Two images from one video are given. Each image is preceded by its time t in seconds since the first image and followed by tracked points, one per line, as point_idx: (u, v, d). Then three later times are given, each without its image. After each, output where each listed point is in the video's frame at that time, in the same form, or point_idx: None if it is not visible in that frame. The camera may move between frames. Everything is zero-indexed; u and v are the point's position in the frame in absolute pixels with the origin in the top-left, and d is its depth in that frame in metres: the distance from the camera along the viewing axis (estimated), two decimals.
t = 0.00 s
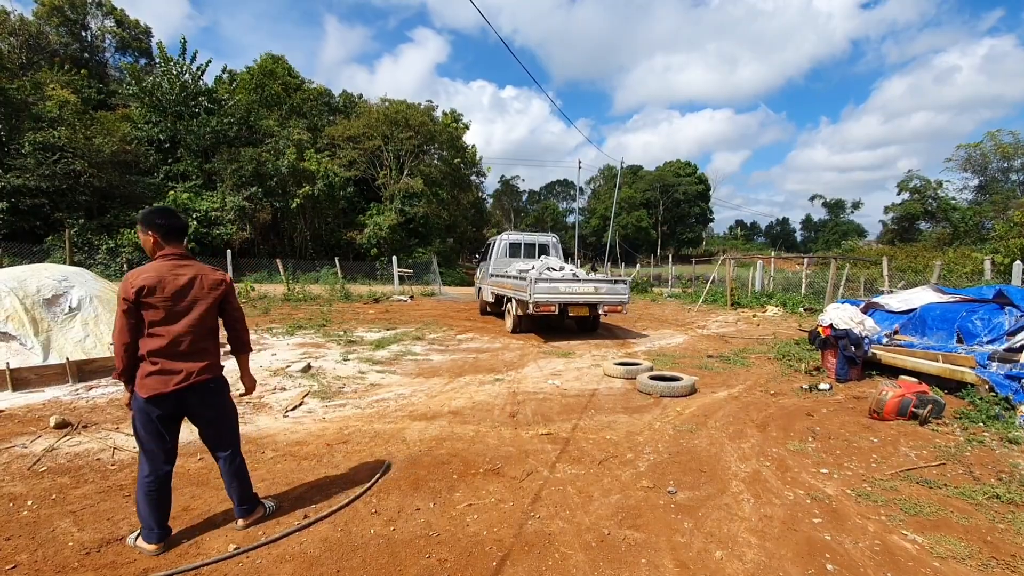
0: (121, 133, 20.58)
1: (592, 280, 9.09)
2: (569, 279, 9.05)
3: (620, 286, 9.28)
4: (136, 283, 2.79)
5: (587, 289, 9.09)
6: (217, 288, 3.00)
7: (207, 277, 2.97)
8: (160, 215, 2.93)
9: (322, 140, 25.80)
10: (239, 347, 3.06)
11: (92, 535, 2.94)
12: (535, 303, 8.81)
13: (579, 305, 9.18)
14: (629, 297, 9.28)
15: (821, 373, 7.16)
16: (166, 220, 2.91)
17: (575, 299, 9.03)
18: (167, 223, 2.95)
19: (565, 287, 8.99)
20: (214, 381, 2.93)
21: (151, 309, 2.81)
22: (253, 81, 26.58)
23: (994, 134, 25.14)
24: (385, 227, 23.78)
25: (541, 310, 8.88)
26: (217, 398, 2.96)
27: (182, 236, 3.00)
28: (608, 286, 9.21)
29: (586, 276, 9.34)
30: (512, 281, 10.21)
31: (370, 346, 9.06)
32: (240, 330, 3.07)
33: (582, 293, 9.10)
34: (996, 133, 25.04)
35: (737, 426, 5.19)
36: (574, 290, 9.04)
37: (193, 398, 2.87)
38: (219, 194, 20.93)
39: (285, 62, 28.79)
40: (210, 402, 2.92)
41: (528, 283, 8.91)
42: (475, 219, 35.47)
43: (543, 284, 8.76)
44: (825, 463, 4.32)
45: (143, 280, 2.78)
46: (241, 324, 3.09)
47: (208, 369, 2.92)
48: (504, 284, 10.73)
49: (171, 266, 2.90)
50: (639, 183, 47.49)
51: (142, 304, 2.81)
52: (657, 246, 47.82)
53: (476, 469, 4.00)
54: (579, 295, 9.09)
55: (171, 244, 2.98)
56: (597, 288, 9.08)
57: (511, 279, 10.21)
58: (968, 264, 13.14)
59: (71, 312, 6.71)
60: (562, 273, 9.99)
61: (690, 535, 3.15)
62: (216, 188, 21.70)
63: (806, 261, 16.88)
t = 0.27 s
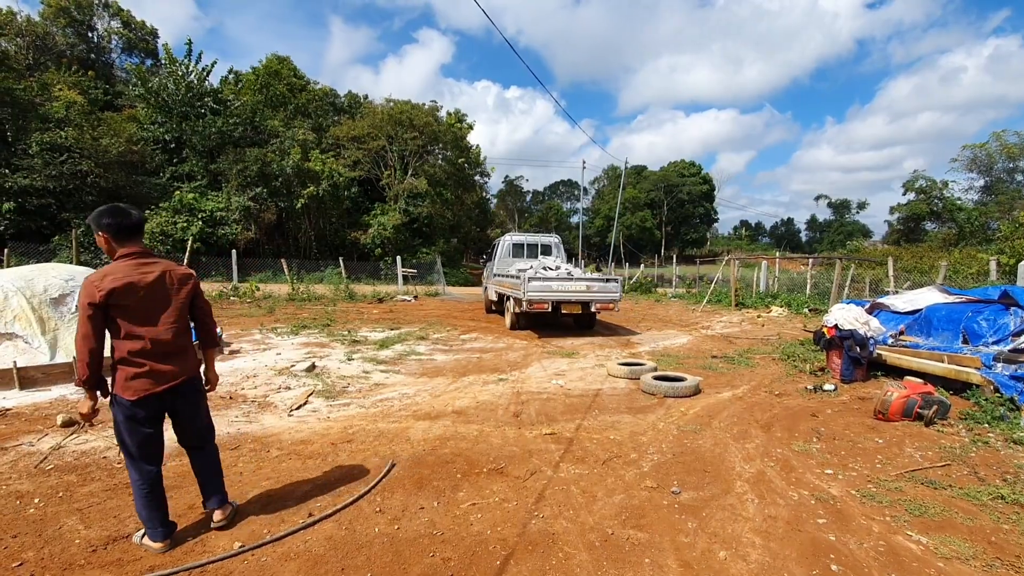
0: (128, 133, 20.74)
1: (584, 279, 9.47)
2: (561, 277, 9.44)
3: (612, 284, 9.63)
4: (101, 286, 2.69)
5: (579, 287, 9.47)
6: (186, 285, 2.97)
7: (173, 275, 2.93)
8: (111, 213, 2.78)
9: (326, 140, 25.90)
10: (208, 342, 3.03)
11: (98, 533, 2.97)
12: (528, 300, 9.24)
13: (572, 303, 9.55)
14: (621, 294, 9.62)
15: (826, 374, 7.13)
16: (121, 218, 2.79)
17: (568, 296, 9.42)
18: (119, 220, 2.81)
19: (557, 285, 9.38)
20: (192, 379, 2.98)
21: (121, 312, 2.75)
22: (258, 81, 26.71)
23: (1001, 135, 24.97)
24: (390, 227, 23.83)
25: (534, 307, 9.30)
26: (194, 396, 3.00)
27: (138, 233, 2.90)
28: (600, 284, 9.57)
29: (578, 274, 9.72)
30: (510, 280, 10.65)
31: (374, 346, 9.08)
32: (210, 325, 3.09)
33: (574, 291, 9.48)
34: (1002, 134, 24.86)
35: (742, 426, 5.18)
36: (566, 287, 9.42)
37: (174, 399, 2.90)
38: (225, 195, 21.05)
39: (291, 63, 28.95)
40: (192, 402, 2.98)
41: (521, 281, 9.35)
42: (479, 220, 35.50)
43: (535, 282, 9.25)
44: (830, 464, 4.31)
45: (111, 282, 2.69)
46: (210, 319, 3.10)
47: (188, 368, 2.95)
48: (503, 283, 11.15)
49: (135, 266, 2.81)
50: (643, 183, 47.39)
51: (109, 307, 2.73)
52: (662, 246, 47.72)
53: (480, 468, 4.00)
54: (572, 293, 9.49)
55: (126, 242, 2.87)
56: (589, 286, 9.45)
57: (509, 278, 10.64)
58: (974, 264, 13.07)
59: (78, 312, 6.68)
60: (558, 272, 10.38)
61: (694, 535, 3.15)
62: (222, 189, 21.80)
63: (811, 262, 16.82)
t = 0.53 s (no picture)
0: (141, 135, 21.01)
1: (581, 278, 10.12)
2: (560, 277, 10.12)
3: (609, 283, 10.21)
4: (105, 285, 2.68)
5: (576, 286, 10.13)
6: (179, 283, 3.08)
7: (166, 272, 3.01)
8: (101, 213, 2.81)
9: (336, 141, 26.06)
10: (197, 338, 3.22)
11: (111, 529, 3.01)
12: (528, 298, 9.99)
13: (570, 301, 10.22)
14: (617, 292, 10.19)
15: (837, 375, 7.06)
16: (111, 218, 2.82)
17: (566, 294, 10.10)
18: (108, 220, 2.84)
19: (555, 284, 10.08)
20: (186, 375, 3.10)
21: (125, 310, 2.76)
22: (268, 83, 26.93)
23: (1015, 133, 24.59)
24: (398, 227, 23.92)
25: (534, 305, 10.03)
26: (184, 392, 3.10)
27: (128, 234, 2.93)
28: (597, 282, 10.20)
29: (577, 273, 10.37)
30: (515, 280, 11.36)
31: (383, 346, 9.13)
32: (196, 322, 3.22)
33: (572, 289, 10.14)
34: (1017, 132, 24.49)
35: (752, 427, 5.15)
36: (564, 286, 10.11)
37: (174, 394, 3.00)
38: (236, 195, 21.25)
39: (301, 64, 29.17)
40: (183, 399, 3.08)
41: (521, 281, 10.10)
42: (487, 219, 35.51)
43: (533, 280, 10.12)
44: (840, 465, 4.27)
45: (117, 281, 2.71)
46: (199, 317, 3.22)
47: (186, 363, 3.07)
48: (510, 282, 11.87)
49: (132, 264, 2.85)
50: (652, 182, 47.19)
51: (112, 306, 2.72)
52: (670, 246, 47.51)
53: (488, 468, 4.01)
54: (570, 292, 10.16)
55: (113, 242, 2.88)
56: (585, 285, 10.10)
57: (514, 278, 11.34)
58: (988, 265, 12.89)
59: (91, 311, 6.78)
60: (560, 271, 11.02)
61: (702, 536, 3.14)
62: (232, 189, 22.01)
63: (822, 262, 16.67)
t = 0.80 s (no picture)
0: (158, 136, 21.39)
1: (585, 277, 10.88)
2: (565, 275, 10.90)
3: (612, 282, 10.95)
4: (112, 281, 2.73)
5: (580, 284, 10.91)
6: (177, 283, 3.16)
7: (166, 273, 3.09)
8: (107, 215, 2.87)
9: (348, 142, 26.26)
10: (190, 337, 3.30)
11: (128, 525, 3.06)
12: (534, 295, 10.83)
13: (574, 297, 11.00)
14: (619, 290, 10.89)
15: (853, 377, 6.96)
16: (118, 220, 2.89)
17: (570, 291, 10.88)
18: (114, 222, 2.90)
19: (560, 282, 10.89)
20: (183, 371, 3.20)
21: (131, 306, 2.81)
22: (283, 84, 27.21)
23: None
24: (410, 227, 24.04)
25: (539, 301, 10.86)
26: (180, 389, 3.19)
27: (131, 236, 2.98)
28: (600, 281, 10.94)
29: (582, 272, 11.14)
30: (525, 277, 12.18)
31: (395, 345, 9.17)
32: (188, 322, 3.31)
33: (576, 287, 10.92)
34: None
35: (765, 429, 5.09)
36: (568, 284, 10.90)
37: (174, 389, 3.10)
38: (251, 196, 21.51)
39: (314, 65, 29.45)
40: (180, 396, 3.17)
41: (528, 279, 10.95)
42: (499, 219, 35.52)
43: (540, 278, 11.05)
44: (856, 469, 4.20)
45: (124, 277, 2.77)
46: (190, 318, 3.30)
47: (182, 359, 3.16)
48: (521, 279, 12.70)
49: (136, 264, 2.91)
50: (664, 182, 46.88)
51: (120, 302, 2.77)
52: (683, 246, 47.18)
53: (499, 468, 4.01)
54: (574, 289, 10.95)
55: (116, 243, 2.93)
56: (588, 283, 10.86)
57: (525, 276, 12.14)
58: (1010, 265, 12.62)
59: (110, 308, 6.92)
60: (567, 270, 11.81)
61: (715, 539, 3.10)
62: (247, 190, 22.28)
63: (837, 262, 16.44)
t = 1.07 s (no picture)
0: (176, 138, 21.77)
1: (589, 278, 11.55)
2: (571, 276, 11.59)
3: (617, 282, 11.56)
4: (109, 272, 2.84)
5: (585, 284, 11.59)
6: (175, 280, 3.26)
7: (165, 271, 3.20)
8: (115, 214, 3.00)
9: (361, 143, 26.46)
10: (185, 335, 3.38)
11: (142, 522, 3.09)
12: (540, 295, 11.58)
13: (580, 297, 11.69)
14: (623, 290, 11.49)
15: (870, 379, 6.84)
16: (124, 218, 3.01)
17: (576, 291, 11.59)
18: (120, 221, 3.03)
19: (566, 282, 11.59)
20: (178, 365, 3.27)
21: (126, 298, 2.92)
22: (297, 86, 27.50)
23: None
24: (422, 227, 24.13)
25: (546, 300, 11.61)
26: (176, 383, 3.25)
27: (136, 234, 3.11)
28: (604, 282, 11.59)
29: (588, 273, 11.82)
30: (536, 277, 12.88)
31: (406, 345, 9.20)
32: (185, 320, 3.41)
33: (581, 287, 11.61)
34: None
35: (779, 432, 5.01)
36: (574, 284, 11.61)
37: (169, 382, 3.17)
38: (265, 197, 21.77)
39: (328, 67, 29.72)
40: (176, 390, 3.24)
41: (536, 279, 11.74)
42: (510, 220, 35.50)
43: (547, 278, 11.77)
44: (874, 474, 4.12)
45: (122, 270, 2.88)
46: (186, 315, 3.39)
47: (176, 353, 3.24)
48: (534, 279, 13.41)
49: (136, 259, 3.03)
50: (677, 182, 46.55)
51: (115, 293, 2.88)
52: (696, 246, 46.81)
53: (509, 469, 3.99)
54: (580, 289, 11.64)
55: (121, 240, 3.05)
56: (593, 284, 11.52)
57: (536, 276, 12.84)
58: None
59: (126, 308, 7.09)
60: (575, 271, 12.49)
61: (728, 544, 3.06)
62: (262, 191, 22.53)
63: (854, 263, 16.19)
